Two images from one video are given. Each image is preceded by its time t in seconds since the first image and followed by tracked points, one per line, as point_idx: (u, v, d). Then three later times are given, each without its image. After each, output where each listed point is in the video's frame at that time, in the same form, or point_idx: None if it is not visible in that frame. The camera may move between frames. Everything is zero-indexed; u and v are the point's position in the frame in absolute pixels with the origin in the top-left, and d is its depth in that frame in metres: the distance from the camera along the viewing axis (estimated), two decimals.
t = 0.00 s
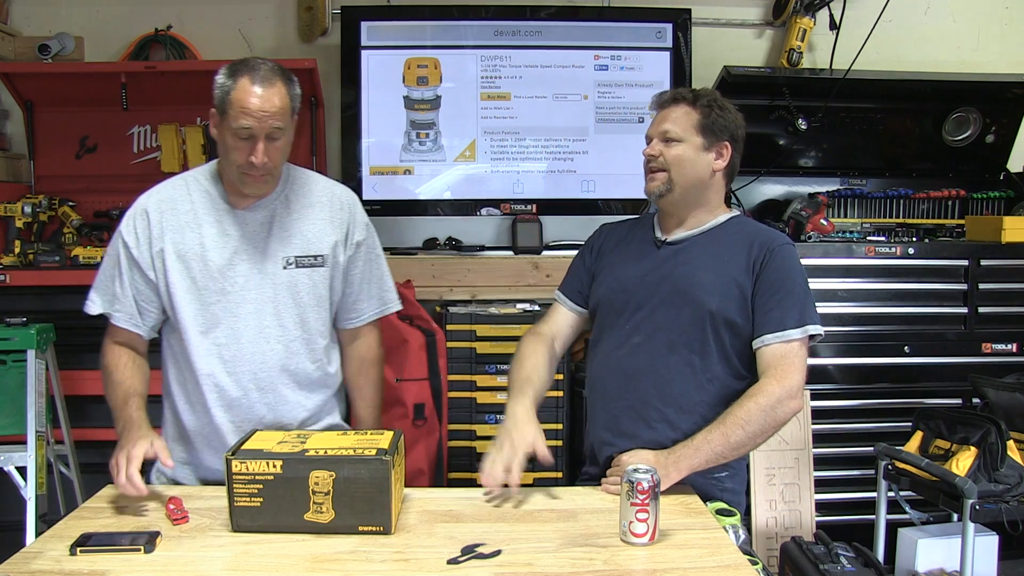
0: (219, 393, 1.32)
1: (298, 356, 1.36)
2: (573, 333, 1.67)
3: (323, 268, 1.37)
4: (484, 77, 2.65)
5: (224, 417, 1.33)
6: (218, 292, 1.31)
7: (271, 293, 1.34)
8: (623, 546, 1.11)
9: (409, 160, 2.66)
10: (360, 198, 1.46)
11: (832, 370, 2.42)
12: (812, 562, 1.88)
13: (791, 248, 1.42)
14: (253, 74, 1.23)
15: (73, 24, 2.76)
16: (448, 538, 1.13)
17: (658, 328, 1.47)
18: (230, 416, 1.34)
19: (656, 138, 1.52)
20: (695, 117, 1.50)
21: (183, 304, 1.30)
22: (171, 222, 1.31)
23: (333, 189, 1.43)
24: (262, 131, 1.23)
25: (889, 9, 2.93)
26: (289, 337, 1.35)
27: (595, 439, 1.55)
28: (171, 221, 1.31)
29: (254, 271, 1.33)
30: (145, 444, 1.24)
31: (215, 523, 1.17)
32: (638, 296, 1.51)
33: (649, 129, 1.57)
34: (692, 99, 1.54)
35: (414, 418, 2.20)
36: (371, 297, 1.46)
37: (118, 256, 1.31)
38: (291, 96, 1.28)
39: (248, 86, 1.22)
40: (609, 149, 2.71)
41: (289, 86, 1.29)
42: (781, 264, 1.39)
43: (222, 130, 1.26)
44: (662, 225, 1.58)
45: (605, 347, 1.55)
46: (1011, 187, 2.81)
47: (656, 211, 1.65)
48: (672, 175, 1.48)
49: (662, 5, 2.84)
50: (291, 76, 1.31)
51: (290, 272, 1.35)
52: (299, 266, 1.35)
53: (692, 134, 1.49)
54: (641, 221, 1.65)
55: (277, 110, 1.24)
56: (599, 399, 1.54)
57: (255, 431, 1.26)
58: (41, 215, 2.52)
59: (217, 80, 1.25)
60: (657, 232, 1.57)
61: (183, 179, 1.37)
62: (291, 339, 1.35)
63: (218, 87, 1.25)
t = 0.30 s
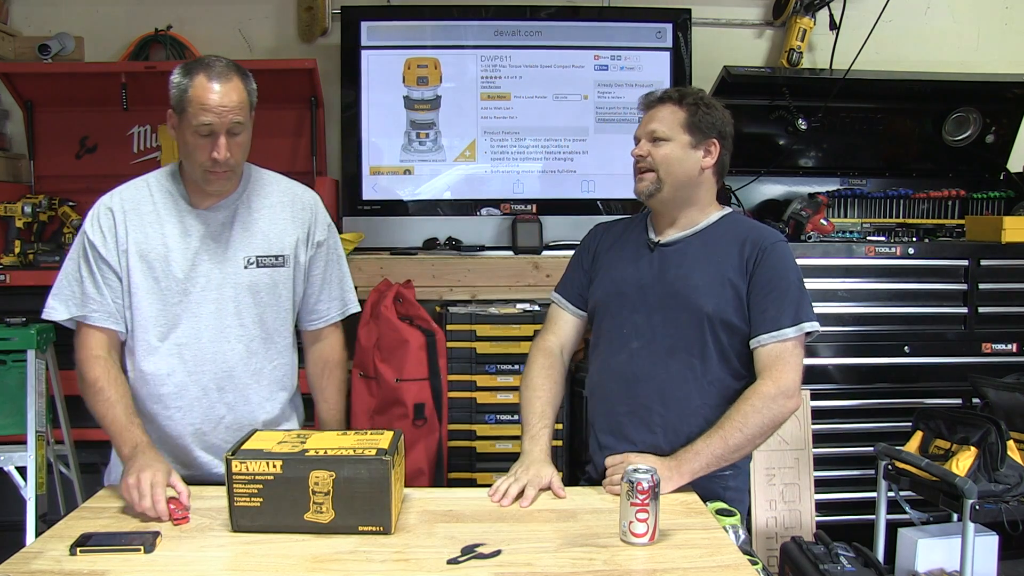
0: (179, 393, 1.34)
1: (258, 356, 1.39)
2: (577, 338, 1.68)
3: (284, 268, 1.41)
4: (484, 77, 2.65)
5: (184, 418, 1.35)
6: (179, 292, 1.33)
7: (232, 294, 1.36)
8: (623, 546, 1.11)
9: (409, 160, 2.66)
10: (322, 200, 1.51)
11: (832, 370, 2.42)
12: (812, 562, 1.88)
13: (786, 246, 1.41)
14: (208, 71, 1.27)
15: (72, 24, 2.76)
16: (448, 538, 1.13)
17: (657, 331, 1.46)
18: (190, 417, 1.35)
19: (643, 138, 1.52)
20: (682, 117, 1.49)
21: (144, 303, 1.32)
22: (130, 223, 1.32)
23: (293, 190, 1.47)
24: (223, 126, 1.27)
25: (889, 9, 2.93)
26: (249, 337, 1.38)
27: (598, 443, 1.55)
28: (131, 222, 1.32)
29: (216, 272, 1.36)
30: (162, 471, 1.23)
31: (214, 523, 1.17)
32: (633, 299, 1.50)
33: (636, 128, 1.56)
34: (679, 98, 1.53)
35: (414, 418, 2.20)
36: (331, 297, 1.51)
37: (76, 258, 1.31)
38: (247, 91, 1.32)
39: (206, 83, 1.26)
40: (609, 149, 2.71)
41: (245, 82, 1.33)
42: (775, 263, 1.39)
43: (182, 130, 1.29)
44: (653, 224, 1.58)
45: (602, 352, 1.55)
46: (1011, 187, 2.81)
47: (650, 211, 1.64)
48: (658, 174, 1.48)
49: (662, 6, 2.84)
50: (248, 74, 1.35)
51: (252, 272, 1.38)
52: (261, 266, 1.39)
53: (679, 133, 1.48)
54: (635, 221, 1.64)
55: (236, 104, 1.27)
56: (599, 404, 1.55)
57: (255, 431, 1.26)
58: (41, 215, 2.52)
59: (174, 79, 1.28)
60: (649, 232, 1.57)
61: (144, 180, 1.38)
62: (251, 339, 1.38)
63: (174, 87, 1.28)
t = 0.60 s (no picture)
0: (185, 390, 1.34)
1: (264, 350, 1.39)
2: (579, 338, 1.68)
3: (287, 262, 1.41)
4: (484, 77, 2.66)
5: (193, 415, 1.35)
6: (182, 288, 1.33)
7: (237, 290, 1.36)
8: (623, 546, 1.11)
9: (409, 160, 2.66)
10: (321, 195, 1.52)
11: (832, 370, 2.42)
12: (812, 562, 1.88)
13: (781, 246, 1.41)
14: (207, 64, 1.29)
15: (72, 24, 2.76)
16: (448, 538, 1.13)
17: (653, 332, 1.47)
18: (198, 415, 1.35)
19: (635, 142, 1.52)
20: (672, 118, 1.49)
21: (147, 302, 1.31)
22: (131, 224, 1.32)
23: (292, 186, 1.48)
24: (224, 117, 1.28)
25: (889, 10, 2.93)
26: (255, 332, 1.38)
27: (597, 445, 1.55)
28: (131, 223, 1.32)
29: (220, 268, 1.35)
30: (159, 466, 1.22)
31: (214, 523, 1.17)
32: (630, 300, 1.50)
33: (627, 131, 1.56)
34: (670, 99, 1.53)
35: (414, 418, 2.20)
36: (335, 292, 1.52)
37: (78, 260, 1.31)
38: (246, 85, 1.33)
39: (204, 77, 1.27)
40: (609, 149, 2.71)
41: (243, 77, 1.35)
42: (770, 263, 1.39)
43: (182, 124, 1.29)
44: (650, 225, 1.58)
45: (599, 353, 1.55)
46: (1012, 187, 2.81)
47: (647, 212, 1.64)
48: (651, 177, 1.48)
49: (662, 6, 2.84)
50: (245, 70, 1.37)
51: (256, 267, 1.38)
52: (264, 261, 1.39)
53: (669, 135, 1.48)
54: (633, 222, 1.64)
55: (235, 95, 1.28)
56: (598, 405, 1.55)
57: (254, 431, 1.26)
58: (41, 215, 2.52)
59: (172, 77, 1.29)
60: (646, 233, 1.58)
61: (143, 181, 1.38)
62: (256, 333, 1.38)
63: (172, 83, 1.29)
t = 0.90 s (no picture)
0: (210, 389, 1.35)
1: (287, 348, 1.39)
2: (577, 338, 1.67)
3: (309, 260, 1.41)
4: (484, 77, 2.66)
5: (220, 413, 1.36)
6: (203, 287, 1.34)
7: (259, 288, 1.36)
8: (623, 546, 1.11)
9: (409, 160, 2.66)
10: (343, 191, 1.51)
11: (832, 370, 2.42)
12: (812, 562, 1.88)
13: (779, 245, 1.41)
14: (232, 66, 1.28)
15: (72, 24, 2.76)
16: (448, 538, 1.13)
17: (651, 332, 1.47)
18: (226, 413, 1.36)
19: (632, 142, 1.52)
20: (669, 118, 1.49)
21: (169, 301, 1.33)
22: (152, 225, 1.34)
23: (314, 184, 1.48)
24: (248, 120, 1.28)
25: (889, 9, 2.93)
26: (278, 329, 1.38)
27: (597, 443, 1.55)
28: (152, 223, 1.34)
29: (242, 267, 1.36)
30: (137, 468, 1.23)
31: (215, 523, 1.17)
32: (629, 301, 1.50)
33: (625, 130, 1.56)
34: (665, 99, 1.53)
35: (414, 418, 2.20)
36: (360, 287, 1.52)
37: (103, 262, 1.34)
38: (269, 86, 1.33)
39: (228, 78, 1.27)
40: (609, 149, 2.71)
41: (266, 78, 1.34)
42: (769, 262, 1.39)
43: (206, 125, 1.29)
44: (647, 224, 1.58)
45: (599, 353, 1.54)
46: (1011, 187, 2.81)
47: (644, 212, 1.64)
48: (648, 178, 1.48)
49: (662, 6, 2.84)
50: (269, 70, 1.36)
51: (277, 265, 1.38)
52: (286, 259, 1.39)
53: (667, 135, 1.48)
54: (630, 222, 1.64)
55: (260, 98, 1.28)
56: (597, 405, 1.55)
57: (255, 431, 1.26)
58: (41, 215, 2.52)
59: (196, 77, 1.29)
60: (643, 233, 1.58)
61: (164, 182, 1.40)
62: (279, 331, 1.38)
63: (196, 84, 1.29)
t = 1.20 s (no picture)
0: (232, 390, 1.35)
1: (309, 349, 1.38)
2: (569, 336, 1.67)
3: (328, 262, 1.40)
4: (484, 77, 2.65)
5: (243, 414, 1.36)
6: (223, 289, 1.34)
7: (279, 289, 1.37)
8: (623, 546, 1.11)
9: (409, 160, 2.66)
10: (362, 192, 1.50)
11: (832, 370, 2.42)
12: (812, 562, 1.88)
13: (780, 246, 1.41)
14: (260, 77, 1.27)
15: (72, 24, 2.76)
16: (448, 538, 1.13)
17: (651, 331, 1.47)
18: (248, 413, 1.37)
19: (639, 141, 1.49)
20: (679, 118, 1.47)
21: (190, 303, 1.34)
22: (174, 227, 1.35)
23: (333, 185, 1.47)
24: (272, 133, 1.27)
25: (889, 9, 2.93)
26: (298, 331, 1.38)
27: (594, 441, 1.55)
28: (174, 226, 1.35)
29: (262, 269, 1.36)
30: (141, 471, 1.24)
31: (214, 523, 1.17)
32: (629, 300, 1.50)
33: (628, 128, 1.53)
34: (673, 98, 1.51)
35: (414, 418, 2.20)
36: (382, 289, 1.49)
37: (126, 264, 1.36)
38: (293, 96, 1.32)
39: (253, 89, 1.26)
40: (609, 149, 2.71)
41: (291, 88, 1.33)
42: (770, 260, 1.39)
43: (228, 134, 1.29)
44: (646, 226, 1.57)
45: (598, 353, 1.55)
46: (1011, 187, 2.81)
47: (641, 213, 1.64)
48: (659, 178, 1.46)
49: (662, 6, 2.84)
50: (293, 77, 1.35)
51: (297, 267, 1.38)
52: (305, 261, 1.38)
53: (676, 135, 1.46)
54: (628, 222, 1.64)
55: (285, 111, 1.28)
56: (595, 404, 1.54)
57: (255, 431, 1.26)
58: (41, 215, 2.52)
59: (221, 84, 1.28)
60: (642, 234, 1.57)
61: (186, 184, 1.41)
62: (299, 333, 1.38)
63: (221, 91, 1.28)
